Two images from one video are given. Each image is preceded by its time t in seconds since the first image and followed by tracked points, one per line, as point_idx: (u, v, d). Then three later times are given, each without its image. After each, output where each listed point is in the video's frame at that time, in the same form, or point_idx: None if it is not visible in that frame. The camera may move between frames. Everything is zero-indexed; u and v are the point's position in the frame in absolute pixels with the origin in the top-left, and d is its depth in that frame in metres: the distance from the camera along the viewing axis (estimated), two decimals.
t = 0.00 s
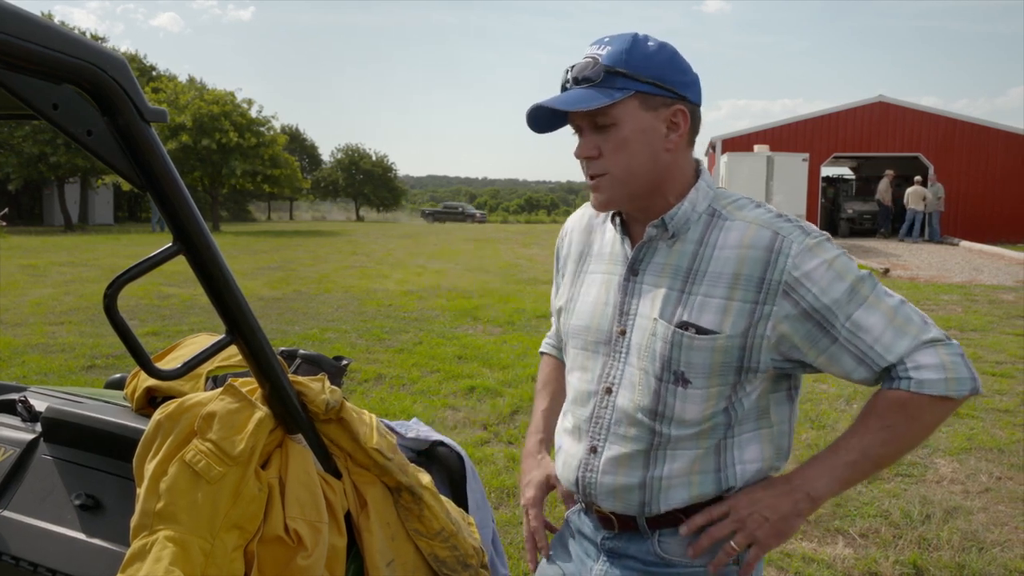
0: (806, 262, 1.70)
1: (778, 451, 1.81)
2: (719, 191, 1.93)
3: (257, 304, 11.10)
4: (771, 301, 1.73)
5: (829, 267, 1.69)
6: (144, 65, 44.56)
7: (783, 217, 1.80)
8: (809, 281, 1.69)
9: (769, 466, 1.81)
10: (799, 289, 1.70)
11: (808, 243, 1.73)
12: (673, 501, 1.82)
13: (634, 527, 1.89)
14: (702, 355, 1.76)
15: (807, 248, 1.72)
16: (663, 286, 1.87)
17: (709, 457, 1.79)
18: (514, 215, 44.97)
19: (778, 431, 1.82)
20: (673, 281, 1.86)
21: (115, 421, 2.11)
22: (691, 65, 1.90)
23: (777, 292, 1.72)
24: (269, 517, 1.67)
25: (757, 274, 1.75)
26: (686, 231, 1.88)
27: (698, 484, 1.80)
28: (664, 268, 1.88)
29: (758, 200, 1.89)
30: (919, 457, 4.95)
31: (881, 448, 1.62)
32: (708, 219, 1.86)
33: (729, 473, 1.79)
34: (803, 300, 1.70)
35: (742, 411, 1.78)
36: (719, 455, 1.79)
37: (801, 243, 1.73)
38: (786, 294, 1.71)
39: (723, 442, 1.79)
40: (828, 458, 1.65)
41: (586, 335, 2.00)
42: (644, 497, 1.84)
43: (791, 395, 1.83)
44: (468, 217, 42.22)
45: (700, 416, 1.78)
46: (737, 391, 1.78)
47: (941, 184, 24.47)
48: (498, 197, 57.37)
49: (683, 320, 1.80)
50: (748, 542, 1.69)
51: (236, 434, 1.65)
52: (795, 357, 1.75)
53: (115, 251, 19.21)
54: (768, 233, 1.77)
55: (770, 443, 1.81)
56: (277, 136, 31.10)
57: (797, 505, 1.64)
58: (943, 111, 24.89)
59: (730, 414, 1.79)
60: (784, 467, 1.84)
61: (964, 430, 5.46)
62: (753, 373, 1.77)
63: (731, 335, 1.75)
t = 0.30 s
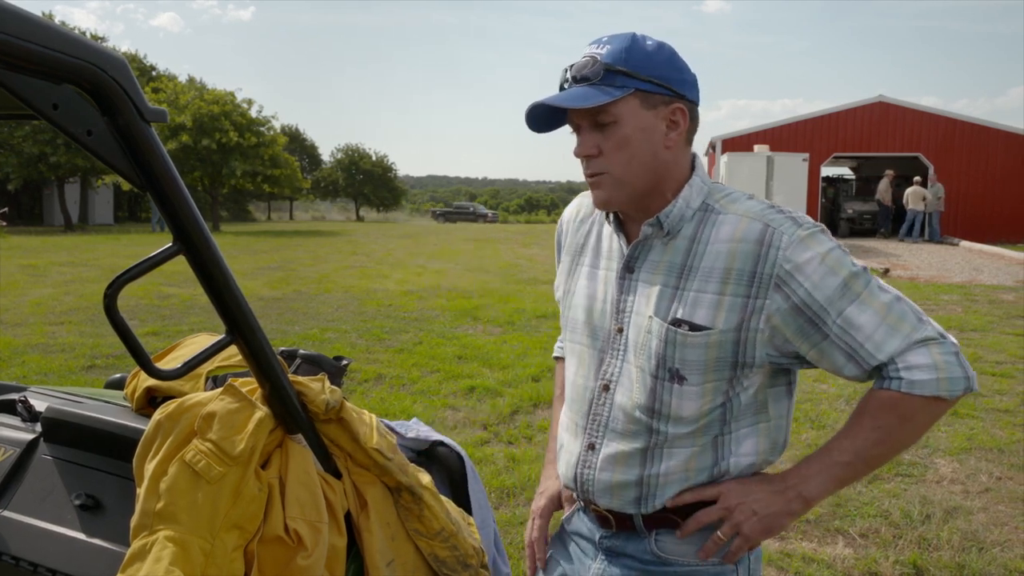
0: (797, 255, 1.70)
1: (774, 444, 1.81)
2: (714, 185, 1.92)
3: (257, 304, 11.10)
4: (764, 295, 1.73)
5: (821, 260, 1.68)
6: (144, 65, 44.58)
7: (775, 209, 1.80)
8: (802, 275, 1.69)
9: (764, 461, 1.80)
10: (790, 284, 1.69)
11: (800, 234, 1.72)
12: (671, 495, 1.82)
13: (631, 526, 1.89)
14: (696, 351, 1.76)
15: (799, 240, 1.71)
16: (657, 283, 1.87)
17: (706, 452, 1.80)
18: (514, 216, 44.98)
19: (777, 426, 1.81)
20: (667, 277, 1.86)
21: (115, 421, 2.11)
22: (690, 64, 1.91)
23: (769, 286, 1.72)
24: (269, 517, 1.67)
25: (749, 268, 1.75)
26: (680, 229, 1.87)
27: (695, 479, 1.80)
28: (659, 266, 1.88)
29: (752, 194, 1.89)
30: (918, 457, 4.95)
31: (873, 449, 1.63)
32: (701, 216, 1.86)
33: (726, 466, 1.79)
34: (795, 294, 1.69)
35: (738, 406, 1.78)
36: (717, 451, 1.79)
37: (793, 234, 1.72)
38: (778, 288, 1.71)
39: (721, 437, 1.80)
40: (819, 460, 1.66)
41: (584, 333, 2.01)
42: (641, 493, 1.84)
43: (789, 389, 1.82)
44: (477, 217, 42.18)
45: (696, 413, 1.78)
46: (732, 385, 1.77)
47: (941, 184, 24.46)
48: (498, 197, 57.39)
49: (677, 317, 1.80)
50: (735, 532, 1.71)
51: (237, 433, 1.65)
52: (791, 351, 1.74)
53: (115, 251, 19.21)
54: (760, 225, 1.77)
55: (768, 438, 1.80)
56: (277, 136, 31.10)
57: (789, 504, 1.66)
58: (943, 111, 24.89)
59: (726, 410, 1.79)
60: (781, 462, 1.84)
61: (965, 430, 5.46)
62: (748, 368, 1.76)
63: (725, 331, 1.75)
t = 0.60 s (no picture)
0: (796, 264, 1.70)
1: (776, 454, 1.80)
2: (710, 192, 1.93)
3: (257, 304, 11.10)
4: (763, 303, 1.73)
5: (819, 270, 1.68)
6: (144, 65, 44.59)
7: (775, 217, 1.80)
8: (800, 283, 1.68)
9: (764, 470, 1.80)
10: (789, 292, 1.69)
11: (800, 242, 1.72)
12: (675, 503, 1.82)
13: (636, 530, 1.89)
14: (695, 358, 1.77)
15: (798, 249, 1.71)
16: (655, 289, 1.87)
17: (708, 460, 1.80)
18: (515, 216, 45.00)
19: (780, 435, 1.81)
20: (665, 284, 1.86)
21: (115, 421, 2.11)
22: (676, 70, 1.89)
23: (768, 294, 1.72)
24: (269, 517, 1.67)
25: (748, 275, 1.75)
26: (678, 233, 1.88)
27: (698, 487, 1.80)
28: (657, 271, 1.88)
29: (750, 201, 1.89)
30: (919, 457, 4.95)
31: (860, 468, 1.62)
32: (699, 221, 1.87)
33: (729, 475, 1.79)
34: (793, 302, 1.69)
35: (739, 414, 1.78)
36: (720, 459, 1.79)
37: (793, 244, 1.72)
38: (777, 295, 1.71)
39: (723, 445, 1.79)
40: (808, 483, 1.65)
41: (582, 339, 2.01)
42: (645, 501, 1.84)
43: (790, 398, 1.82)
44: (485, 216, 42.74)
45: (696, 420, 1.78)
46: (733, 393, 1.77)
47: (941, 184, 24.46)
48: (498, 198, 57.43)
49: (676, 324, 1.81)
50: (723, 548, 1.72)
51: (236, 433, 1.65)
52: (787, 359, 1.74)
53: (115, 251, 19.20)
54: (760, 234, 1.77)
55: (771, 447, 1.80)
56: (277, 136, 31.12)
57: (774, 523, 1.67)
58: (943, 111, 24.90)
59: (727, 416, 1.78)
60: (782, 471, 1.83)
61: (965, 430, 5.46)
62: (747, 375, 1.76)
63: (724, 337, 1.75)
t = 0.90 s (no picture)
0: (796, 260, 1.70)
1: (778, 452, 1.80)
2: (708, 190, 1.93)
3: (257, 304, 11.10)
4: (762, 300, 1.73)
5: (817, 267, 1.68)
6: (144, 65, 44.57)
7: (773, 214, 1.80)
8: (799, 279, 1.68)
9: (766, 468, 1.80)
10: (787, 288, 1.69)
11: (798, 239, 1.72)
12: (679, 503, 1.81)
13: (639, 531, 1.89)
14: (695, 355, 1.76)
15: (797, 246, 1.71)
16: (653, 287, 1.87)
17: (711, 459, 1.79)
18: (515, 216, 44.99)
19: (782, 433, 1.81)
20: (664, 281, 1.86)
21: (115, 421, 2.11)
22: (670, 71, 1.89)
23: (767, 290, 1.72)
24: (270, 517, 1.67)
25: (747, 272, 1.75)
26: (676, 231, 1.88)
27: (702, 486, 1.80)
28: (655, 269, 1.88)
29: (748, 199, 1.89)
30: (919, 457, 4.95)
31: (862, 468, 1.62)
32: (697, 219, 1.87)
33: (733, 474, 1.79)
34: (792, 299, 1.69)
35: (740, 412, 1.78)
36: (723, 457, 1.79)
37: (791, 240, 1.72)
38: (776, 292, 1.71)
39: (725, 444, 1.79)
40: (810, 484, 1.66)
41: (581, 339, 2.01)
42: (649, 500, 1.84)
43: (791, 396, 1.82)
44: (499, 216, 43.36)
45: (697, 418, 1.78)
46: (734, 389, 1.77)
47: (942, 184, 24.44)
48: (498, 198, 57.46)
49: (675, 321, 1.81)
50: (727, 550, 1.72)
51: (236, 434, 1.64)
52: (787, 356, 1.74)
53: (115, 251, 19.20)
54: (758, 231, 1.77)
55: (774, 445, 1.80)
56: (277, 136, 31.12)
57: (780, 525, 1.67)
58: (943, 111, 24.89)
59: (728, 414, 1.78)
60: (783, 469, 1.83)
61: (965, 430, 5.46)
62: (748, 371, 1.76)
63: (724, 334, 1.75)
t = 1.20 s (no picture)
0: (800, 257, 1.70)
1: (778, 450, 1.82)
2: (709, 188, 1.93)
3: (257, 304, 11.10)
4: (765, 296, 1.73)
5: (821, 265, 1.68)
6: (144, 65, 44.55)
7: (776, 212, 1.80)
8: (803, 276, 1.68)
9: (766, 465, 1.81)
10: (791, 284, 1.69)
11: (801, 237, 1.73)
12: (679, 500, 1.81)
13: (639, 530, 1.89)
14: (699, 350, 1.76)
15: (801, 244, 1.72)
16: (655, 283, 1.87)
17: (712, 456, 1.79)
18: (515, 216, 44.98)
19: (782, 430, 1.82)
20: (665, 277, 1.86)
21: (115, 421, 2.11)
22: (674, 69, 1.90)
23: (771, 286, 1.72)
24: (270, 517, 1.67)
25: (751, 268, 1.75)
26: (678, 227, 1.88)
27: (703, 482, 1.80)
28: (657, 265, 1.88)
29: (749, 197, 1.90)
30: (919, 457, 4.95)
31: (863, 466, 1.63)
32: (700, 216, 1.87)
33: (734, 472, 1.79)
34: (796, 295, 1.69)
35: (741, 407, 1.78)
36: (724, 454, 1.79)
37: (796, 238, 1.73)
38: (779, 289, 1.71)
39: (727, 441, 1.79)
40: (811, 484, 1.66)
41: (580, 333, 2.01)
42: (650, 497, 1.84)
43: (791, 394, 1.83)
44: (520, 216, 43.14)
45: (698, 412, 1.78)
46: (735, 385, 1.77)
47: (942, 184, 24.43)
48: (498, 198, 57.47)
49: (678, 316, 1.81)
50: (729, 550, 1.72)
51: (237, 433, 1.64)
52: (788, 353, 1.74)
53: (115, 251, 19.20)
54: (763, 228, 1.77)
55: (774, 443, 1.81)
56: (277, 136, 31.12)
57: (782, 525, 1.66)
58: (943, 111, 24.89)
59: (729, 410, 1.78)
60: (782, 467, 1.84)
61: (965, 430, 5.45)
62: (750, 366, 1.76)
63: (727, 328, 1.75)
